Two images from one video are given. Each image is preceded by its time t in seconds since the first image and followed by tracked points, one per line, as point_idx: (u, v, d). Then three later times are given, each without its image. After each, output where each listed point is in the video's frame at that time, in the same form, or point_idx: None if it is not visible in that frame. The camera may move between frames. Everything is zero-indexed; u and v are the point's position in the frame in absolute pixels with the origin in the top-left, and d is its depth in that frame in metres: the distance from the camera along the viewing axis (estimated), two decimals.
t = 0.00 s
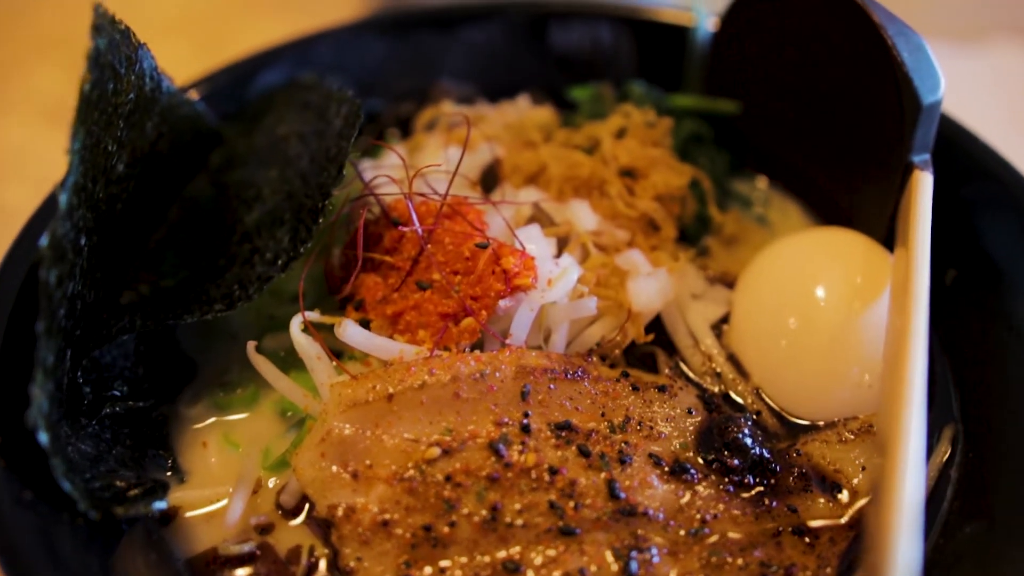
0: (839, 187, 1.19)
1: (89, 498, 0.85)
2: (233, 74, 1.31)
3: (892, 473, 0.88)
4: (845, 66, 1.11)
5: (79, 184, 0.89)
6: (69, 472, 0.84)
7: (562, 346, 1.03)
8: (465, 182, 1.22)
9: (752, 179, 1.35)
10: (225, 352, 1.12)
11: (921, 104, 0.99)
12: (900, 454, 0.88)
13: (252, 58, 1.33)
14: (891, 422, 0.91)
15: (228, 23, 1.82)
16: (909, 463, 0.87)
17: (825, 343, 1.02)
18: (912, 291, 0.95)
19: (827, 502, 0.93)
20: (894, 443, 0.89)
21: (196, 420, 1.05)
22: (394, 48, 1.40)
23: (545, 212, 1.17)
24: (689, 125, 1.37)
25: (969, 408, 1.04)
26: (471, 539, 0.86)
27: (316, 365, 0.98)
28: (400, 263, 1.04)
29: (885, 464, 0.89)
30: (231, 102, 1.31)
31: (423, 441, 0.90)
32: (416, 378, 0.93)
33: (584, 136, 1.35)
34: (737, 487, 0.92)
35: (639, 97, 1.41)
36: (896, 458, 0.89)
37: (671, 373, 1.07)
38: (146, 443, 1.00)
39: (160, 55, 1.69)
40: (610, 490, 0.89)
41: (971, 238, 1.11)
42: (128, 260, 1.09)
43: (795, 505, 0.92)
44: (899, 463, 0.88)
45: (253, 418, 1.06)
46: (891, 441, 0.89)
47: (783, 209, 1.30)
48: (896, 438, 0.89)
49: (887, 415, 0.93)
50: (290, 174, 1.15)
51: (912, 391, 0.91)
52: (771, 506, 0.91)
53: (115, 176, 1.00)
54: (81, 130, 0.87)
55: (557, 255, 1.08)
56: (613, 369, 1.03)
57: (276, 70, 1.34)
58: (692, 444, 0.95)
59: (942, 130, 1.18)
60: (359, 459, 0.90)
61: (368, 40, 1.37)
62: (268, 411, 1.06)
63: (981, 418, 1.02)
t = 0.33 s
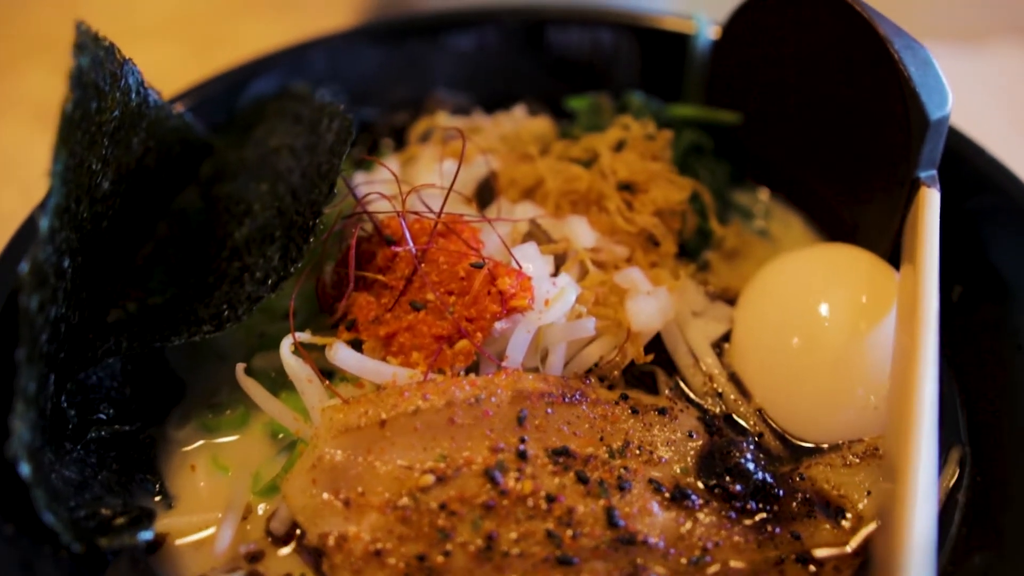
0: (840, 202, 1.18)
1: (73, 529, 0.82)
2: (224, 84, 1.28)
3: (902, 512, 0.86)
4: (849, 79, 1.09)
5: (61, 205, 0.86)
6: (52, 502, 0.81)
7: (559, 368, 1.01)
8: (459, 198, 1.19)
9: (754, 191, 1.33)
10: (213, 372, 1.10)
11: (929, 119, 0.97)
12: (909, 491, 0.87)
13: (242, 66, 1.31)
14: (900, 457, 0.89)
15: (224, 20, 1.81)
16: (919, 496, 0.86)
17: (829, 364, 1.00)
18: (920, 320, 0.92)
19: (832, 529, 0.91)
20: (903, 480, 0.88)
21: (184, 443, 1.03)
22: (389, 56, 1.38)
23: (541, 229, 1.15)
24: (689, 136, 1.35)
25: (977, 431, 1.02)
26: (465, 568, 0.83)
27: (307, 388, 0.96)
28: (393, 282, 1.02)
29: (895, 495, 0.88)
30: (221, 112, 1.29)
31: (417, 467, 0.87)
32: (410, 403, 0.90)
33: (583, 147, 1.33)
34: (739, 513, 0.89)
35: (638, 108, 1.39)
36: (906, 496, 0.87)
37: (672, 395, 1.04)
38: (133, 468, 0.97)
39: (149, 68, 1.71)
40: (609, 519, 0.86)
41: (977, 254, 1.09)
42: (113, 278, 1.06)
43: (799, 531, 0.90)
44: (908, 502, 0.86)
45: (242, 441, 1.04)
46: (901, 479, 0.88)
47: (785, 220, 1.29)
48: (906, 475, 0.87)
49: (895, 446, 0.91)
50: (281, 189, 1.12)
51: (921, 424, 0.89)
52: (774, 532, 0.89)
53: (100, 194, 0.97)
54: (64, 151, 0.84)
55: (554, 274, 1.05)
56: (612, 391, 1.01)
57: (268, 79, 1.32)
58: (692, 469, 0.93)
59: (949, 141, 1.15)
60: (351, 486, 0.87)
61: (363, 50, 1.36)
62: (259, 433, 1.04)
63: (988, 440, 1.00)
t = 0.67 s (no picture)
0: (846, 217, 1.15)
1: (53, 564, 0.80)
2: (214, 97, 1.26)
3: (913, 550, 0.84)
4: (860, 92, 1.06)
5: (42, 229, 0.83)
6: (32, 539, 0.78)
7: (555, 393, 0.98)
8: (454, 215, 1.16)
9: (757, 204, 1.32)
10: (205, 393, 1.07)
11: (937, 134, 0.94)
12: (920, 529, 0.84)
13: (233, 77, 1.28)
14: (912, 491, 0.86)
15: (224, 18, 1.79)
16: (931, 536, 0.83)
17: (835, 386, 0.96)
18: (931, 345, 0.89)
19: (836, 557, 0.88)
20: (915, 516, 0.85)
21: (173, 468, 1.02)
22: (383, 64, 1.36)
23: (539, 246, 1.12)
24: (690, 147, 1.33)
25: (987, 454, 1.00)
26: None
27: (296, 415, 0.93)
28: (386, 303, 0.99)
29: (907, 532, 0.85)
30: (211, 124, 1.27)
31: (410, 497, 0.83)
32: (403, 431, 0.87)
33: (582, 159, 1.29)
34: (742, 542, 0.86)
35: (638, 120, 1.36)
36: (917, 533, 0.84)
37: (674, 419, 1.01)
38: (119, 495, 0.94)
39: (149, 66, 1.69)
40: (609, 551, 0.82)
41: (986, 271, 1.06)
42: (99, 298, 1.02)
43: (804, 561, 0.87)
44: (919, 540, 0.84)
45: (232, 466, 1.02)
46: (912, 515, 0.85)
47: (789, 235, 1.26)
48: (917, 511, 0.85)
49: (906, 478, 0.88)
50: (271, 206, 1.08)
51: (933, 457, 0.85)
52: (779, 563, 0.86)
53: (85, 214, 0.94)
54: (42, 174, 0.82)
55: (552, 295, 1.02)
56: (611, 416, 0.98)
57: (258, 90, 1.29)
58: (694, 496, 0.89)
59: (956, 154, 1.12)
60: (342, 518, 0.84)
61: (357, 58, 1.33)
62: (248, 457, 1.02)
63: (1001, 465, 0.97)
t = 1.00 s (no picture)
0: (852, 231, 1.13)
1: None
2: (205, 110, 1.22)
3: None
4: (867, 104, 1.03)
5: (19, 254, 0.79)
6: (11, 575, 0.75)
7: (553, 418, 0.95)
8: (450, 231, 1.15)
9: (761, 216, 1.31)
10: (194, 417, 1.05)
11: (947, 149, 0.90)
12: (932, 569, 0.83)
13: (226, 86, 1.25)
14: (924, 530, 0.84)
15: (223, 18, 1.76)
16: None
17: (842, 411, 0.93)
18: (943, 374, 0.85)
19: None
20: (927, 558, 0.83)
21: (160, 495, 0.99)
22: (379, 73, 1.34)
23: (537, 265, 1.09)
24: (694, 159, 1.30)
25: (998, 479, 0.97)
26: None
27: (286, 442, 0.91)
28: (379, 325, 0.96)
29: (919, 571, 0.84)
30: (203, 136, 1.23)
31: (402, 529, 0.80)
32: (395, 461, 0.84)
33: (583, 172, 1.26)
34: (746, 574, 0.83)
35: (638, 132, 1.32)
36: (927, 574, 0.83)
37: (676, 444, 1.00)
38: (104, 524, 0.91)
39: (148, 67, 1.66)
40: None
41: (997, 289, 1.03)
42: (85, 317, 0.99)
43: None
44: None
45: (222, 493, 1.00)
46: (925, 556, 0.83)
47: (795, 246, 1.25)
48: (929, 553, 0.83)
49: (918, 513, 0.86)
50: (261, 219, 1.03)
51: (945, 496, 0.83)
52: None
53: (69, 234, 0.89)
54: (18, 195, 0.78)
55: (550, 317, 0.99)
56: (612, 441, 0.95)
57: (251, 101, 1.27)
58: (697, 526, 0.86)
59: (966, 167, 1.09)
60: (332, 550, 0.80)
61: (351, 65, 1.31)
62: (238, 484, 1.00)
63: (1012, 491, 0.95)
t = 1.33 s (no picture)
0: (862, 245, 1.09)
1: None
2: (199, 117, 1.21)
3: None
4: (877, 115, 1.00)
5: None
6: None
7: (552, 444, 0.92)
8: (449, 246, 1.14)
9: (768, 229, 1.29)
10: (183, 438, 1.03)
11: (961, 163, 0.87)
12: None
13: (221, 94, 1.23)
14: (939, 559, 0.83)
15: (223, 20, 1.73)
16: None
17: (852, 436, 0.89)
18: (957, 401, 0.82)
19: None
20: None
21: (150, 522, 0.99)
22: (375, 82, 1.33)
23: (536, 282, 1.05)
24: (698, 169, 1.29)
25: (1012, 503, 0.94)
26: None
27: (277, 469, 0.88)
28: (373, 347, 0.93)
29: None
30: (196, 144, 1.21)
31: (399, 562, 0.81)
32: (389, 491, 0.81)
33: (584, 185, 1.23)
34: None
35: (642, 142, 1.30)
36: None
37: (679, 468, 0.97)
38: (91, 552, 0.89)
39: (147, 73, 1.63)
40: None
41: (1014, 306, 0.99)
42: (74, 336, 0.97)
43: None
44: None
45: (213, 521, 0.98)
46: None
47: (801, 261, 1.24)
48: None
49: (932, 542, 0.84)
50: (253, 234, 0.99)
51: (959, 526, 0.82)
52: None
53: (54, 252, 0.86)
54: None
55: (549, 338, 0.96)
56: (613, 468, 0.91)
57: (247, 109, 1.25)
58: (701, 558, 0.86)
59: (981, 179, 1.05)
60: None
61: (346, 72, 1.30)
62: (230, 512, 0.98)
63: None
